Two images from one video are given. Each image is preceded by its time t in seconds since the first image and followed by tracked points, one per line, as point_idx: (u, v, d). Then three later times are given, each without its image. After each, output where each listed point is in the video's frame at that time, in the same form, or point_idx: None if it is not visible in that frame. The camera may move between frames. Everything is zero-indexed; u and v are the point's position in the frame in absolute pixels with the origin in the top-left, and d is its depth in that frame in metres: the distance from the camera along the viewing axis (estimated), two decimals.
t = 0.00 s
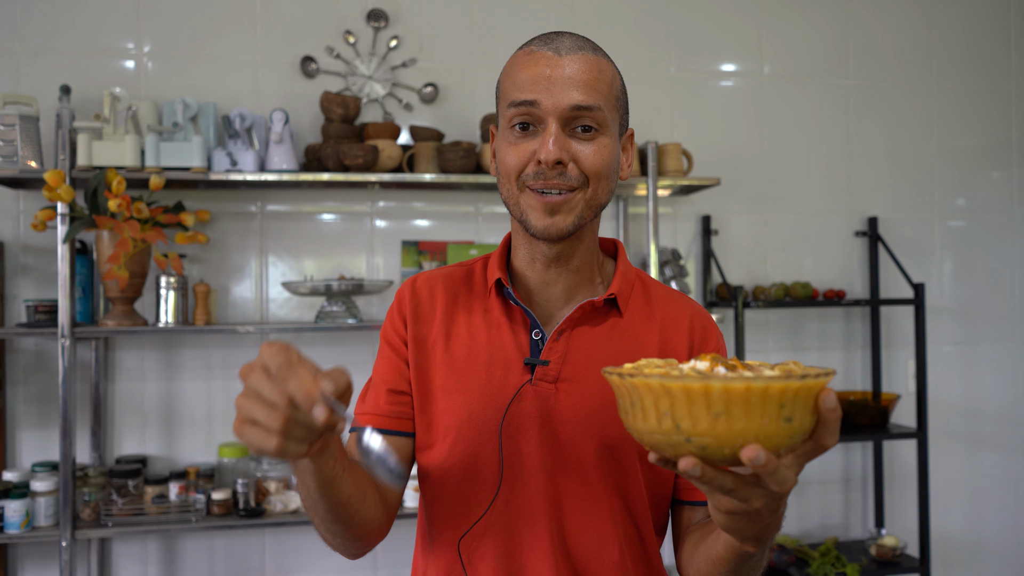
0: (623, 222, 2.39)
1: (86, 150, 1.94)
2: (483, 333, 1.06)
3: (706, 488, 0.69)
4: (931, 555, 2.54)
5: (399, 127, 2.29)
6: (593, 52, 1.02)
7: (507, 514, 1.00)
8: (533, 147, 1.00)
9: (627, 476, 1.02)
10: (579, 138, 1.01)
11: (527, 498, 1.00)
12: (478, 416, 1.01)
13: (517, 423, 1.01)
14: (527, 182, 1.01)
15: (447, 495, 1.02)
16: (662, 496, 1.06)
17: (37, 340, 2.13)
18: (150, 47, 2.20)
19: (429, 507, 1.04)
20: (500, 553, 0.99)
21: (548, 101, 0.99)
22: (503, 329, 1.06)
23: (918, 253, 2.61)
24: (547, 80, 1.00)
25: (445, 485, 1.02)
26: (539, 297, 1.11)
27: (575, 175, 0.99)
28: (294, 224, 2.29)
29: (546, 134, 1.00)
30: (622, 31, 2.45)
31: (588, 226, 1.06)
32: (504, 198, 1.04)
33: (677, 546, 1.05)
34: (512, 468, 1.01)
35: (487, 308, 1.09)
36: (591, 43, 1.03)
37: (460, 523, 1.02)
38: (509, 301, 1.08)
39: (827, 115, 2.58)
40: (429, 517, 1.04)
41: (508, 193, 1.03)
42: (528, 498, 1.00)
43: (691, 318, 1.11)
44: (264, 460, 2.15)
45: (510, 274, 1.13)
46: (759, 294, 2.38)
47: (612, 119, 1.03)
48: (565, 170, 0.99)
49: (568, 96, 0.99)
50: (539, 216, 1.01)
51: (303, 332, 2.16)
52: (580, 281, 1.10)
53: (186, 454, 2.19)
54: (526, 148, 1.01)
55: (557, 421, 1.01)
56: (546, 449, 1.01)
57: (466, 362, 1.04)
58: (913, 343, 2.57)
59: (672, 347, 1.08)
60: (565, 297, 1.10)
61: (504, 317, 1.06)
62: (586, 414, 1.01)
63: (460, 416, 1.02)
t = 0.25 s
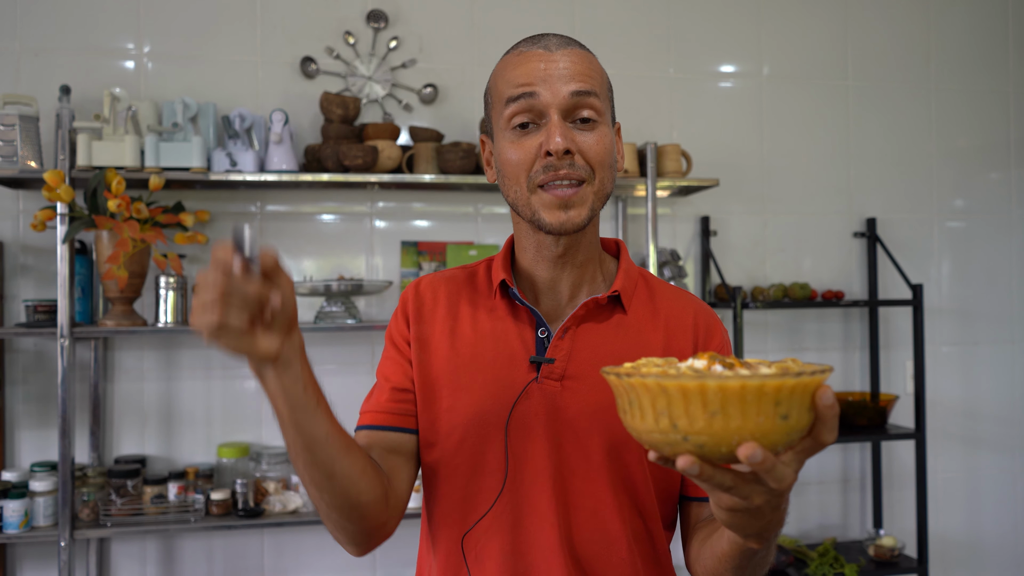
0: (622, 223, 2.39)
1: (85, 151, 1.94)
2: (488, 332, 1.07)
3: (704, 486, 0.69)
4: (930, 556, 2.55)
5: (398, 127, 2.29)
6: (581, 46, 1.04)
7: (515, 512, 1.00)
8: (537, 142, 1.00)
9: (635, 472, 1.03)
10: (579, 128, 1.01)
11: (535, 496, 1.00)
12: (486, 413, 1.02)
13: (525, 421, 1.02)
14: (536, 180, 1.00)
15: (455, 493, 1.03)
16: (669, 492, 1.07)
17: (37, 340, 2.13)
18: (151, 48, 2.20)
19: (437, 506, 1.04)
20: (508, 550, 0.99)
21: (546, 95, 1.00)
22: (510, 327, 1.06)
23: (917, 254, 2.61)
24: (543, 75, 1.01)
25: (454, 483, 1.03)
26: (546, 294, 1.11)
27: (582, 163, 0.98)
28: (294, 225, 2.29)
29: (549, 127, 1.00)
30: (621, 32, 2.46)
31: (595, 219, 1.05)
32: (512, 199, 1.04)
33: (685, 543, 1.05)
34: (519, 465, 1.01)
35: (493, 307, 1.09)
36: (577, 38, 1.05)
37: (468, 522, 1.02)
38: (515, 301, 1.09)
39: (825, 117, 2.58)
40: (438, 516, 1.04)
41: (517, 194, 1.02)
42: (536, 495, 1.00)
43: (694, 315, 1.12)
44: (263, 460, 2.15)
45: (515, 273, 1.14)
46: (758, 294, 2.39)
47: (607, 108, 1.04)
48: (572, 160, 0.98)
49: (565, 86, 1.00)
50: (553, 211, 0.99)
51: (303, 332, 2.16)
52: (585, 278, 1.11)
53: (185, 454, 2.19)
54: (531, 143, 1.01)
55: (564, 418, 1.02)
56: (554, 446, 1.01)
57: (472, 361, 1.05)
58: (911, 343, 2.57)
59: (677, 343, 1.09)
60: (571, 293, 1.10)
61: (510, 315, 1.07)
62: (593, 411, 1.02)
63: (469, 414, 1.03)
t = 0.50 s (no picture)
0: (622, 223, 2.39)
1: (85, 151, 1.94)
2: (493, 327, 1.07)
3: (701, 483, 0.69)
4: (929, 556, 2.55)
5: (398, 127, 2.29)
6: (576, 49, 1.04)
7: (520, 507, 1.00)
8: (539, 150, 1.00)
9: (638, 469, 1.03)
10: (579, 134, 1.01)
11: (539, 492, 1.00)
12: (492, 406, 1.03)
13: (530, 416, 1.02)
14: (539, 189, 1.00)
15: (459, 487, 1.03)
16: (670, 489, 1.07)
17: (37, 340, 2.13)
18: (150, 48, 2.20)
19: (439, 499, 1.04)
20: (512, 545, 0.99)
21: (544, 102, 1.00)
22: (515, 322, 1.06)
23: (917, 254, 2.61)
24: (541, 81, 1.01)
25: (458, 476, 1.03)
26: (548, 294, 1.11)
27: (584, 171, 0.98)
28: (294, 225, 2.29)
29: (550, 135, 1.00)
30: (621, 33, 2.46)
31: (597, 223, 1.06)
32: (515, 209, 1.04)
33: (686, 540, 1.05)
34: (524, 460, 1.01)
35: (497, 304, 1.09)
36: (571, 42, 1.05)
37: (471, 516, 1.01)
38: (519, 298, 1.09)
39: (825, 116, 2.58)
40: (439, 510, 1.03)
41: (520, 204, 1.02)
42: (540, 490, 1.00)
43: (696, 313, 1.13)
44: (262, 461, 2.15)
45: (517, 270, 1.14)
46: (757, 294, 2.39)
47: (604, 111, 1.04)
48: (574, 167, 0.98)
49: (564, 94, 1.00)
50: (556, 219, 0.99)
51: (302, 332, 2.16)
52: (587, 277, 1.11)
53: (185, 454, 2.20)
54: (532, 151, 1.01)
55: (569, 414, 1.02)
56: (558, 441, 1.01)
57: (477, 356, 1.05)
58: (911, 344, 2.57)
59: (680, 342, 1.09)
60: (573, 291, 1.11)
61: (515, 311, 1.07)
62: (599, 407, 1.02)
63: (474, 408, 1.03)
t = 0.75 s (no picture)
0: (622, 222, 2.39)
1: (85, 149, 1.94)
2: (490, 330, 1.07)
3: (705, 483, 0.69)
4: (930, 556, 2.55)
5: (398, 126, 2.29)
6: (581, 52, 1.03)
7: (521, 508, 1.01)
8: (539, 153, 1.01)
9: (639, 468, 1.03)
10: (581, 138, 1.01)
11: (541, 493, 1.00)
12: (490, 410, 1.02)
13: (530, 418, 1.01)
14: (539, 191, 1.01)
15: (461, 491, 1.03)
16: (672, 487, 1.07)
17: (37, 339, 2.13)
18: (151, 46, 2.20)
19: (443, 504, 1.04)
20: (514, 547, 0.99)
21: (548, 105, 1.00)
22: (512, 325, 1.06)
23: (918, 254, 2.61)
24: (545, 85, 1.00)
25: (461, 480, 1.03)
26: (546, 296, 1.11)
27: (585, 177, 0.99)
28: (294, 224, 2.29)
29: (552, 139, 1.00)
30: (622, 31, 2.45)
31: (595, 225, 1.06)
32: (513, 209, 1.04)
33: (687, 539, 1.05)
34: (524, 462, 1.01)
35: (493, 306, 1.09)
36: (576, 44, 1.04)
37: (473, 518, 1.02)
38: (515, 300, 1.08)
39: (826, 115, 2.58)
40: (444, 514, 1.04)
41: (519, 205, 1.03)
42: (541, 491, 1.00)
43: (694, 312, 1.12)
44: (263, 460, 2.15)
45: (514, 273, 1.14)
46: (758, 293, 2.39)
47: (607, 116, 1.04)
48: (574, 173, 0.99)
49: (568, 99, 1.00)
50: (555, 222, 1.01)
51: (302, 331, 2.16)
52: (584, 277, 1.11)
53: (185, 453, 2.19)
54: (532, 155, 1.01)
55: (569, 415, 1.01)
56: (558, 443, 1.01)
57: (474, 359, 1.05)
58: (912, 343, 2.57)
59: (678, 341, 1.09)
60: (570, 292, 1.11)
61: (512, 314, 1.07)
62: (598, 407, 1.02)
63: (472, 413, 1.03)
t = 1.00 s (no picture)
0: (623, 223, 2.39)
1: (86, 149, 1.94)
2: (487, 333, 1.07)
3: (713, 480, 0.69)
4: (931, 557, 2.54)
5: (399, 126, 2.29)
6: (578, 47, 1.04)
7: (522, 512, 1.00)
8: (534, 145, 1.00)
9: (640, 468, 1.03)
10: (577, 131, 1.01)
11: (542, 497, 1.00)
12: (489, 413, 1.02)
13: (529, 421, 1.01)
14: (533, 182, 1.00)
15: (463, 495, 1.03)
16: (674, 488, 1.07)
17: (37, 339, 2.12)
18: (151, 46, 2.20)
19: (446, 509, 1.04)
20: (517, 551, 0.99)
21: (544, 97, 1.00)
22: (510, 327, 1.06)
23: (918, 254, 2.61)
24: (541, 77, 1.01)
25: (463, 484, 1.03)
26: (542, 295, 1.11)
27: (579, 168, 0.98)
28: (294, 224, 2.28)
29: (547, 130, 1.00)
30: (622, 31, 2.45)
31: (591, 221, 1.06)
32: (508, 201, 1.04)
33: (690, 539, 1.05)
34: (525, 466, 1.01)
35: (490, 308, 1.09)
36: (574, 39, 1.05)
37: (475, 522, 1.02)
38: (512, 301, 1.09)
39: (826, 116, 2.58)
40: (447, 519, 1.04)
41: (514, 197, 1.03)
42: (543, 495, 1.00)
43: (694, 311, 1.12)
44: (263, 460, 2.14)
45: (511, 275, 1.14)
46: (759, 294, 2.38)
47: (603, 111, 1.04)
48: (569, 164, 0.98)
49: (564, 91, 1.00)
50: (549, 213, 1.00)
51: (303, 331, 2.15)
52: (581, 277, 1.11)
53: (185, 454, 2.19)
54: (528, 147, 1.01)
55: (568, 417, 1.01)
56: (558, 445, 1.00)
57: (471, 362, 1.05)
58: (913, 344, 2.57)
59: (677, 340, 1.09)
60: (568, 292, 1.11)
61: (509, 316, 1.07)
62: (598, 408, 1.01)
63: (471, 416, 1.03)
